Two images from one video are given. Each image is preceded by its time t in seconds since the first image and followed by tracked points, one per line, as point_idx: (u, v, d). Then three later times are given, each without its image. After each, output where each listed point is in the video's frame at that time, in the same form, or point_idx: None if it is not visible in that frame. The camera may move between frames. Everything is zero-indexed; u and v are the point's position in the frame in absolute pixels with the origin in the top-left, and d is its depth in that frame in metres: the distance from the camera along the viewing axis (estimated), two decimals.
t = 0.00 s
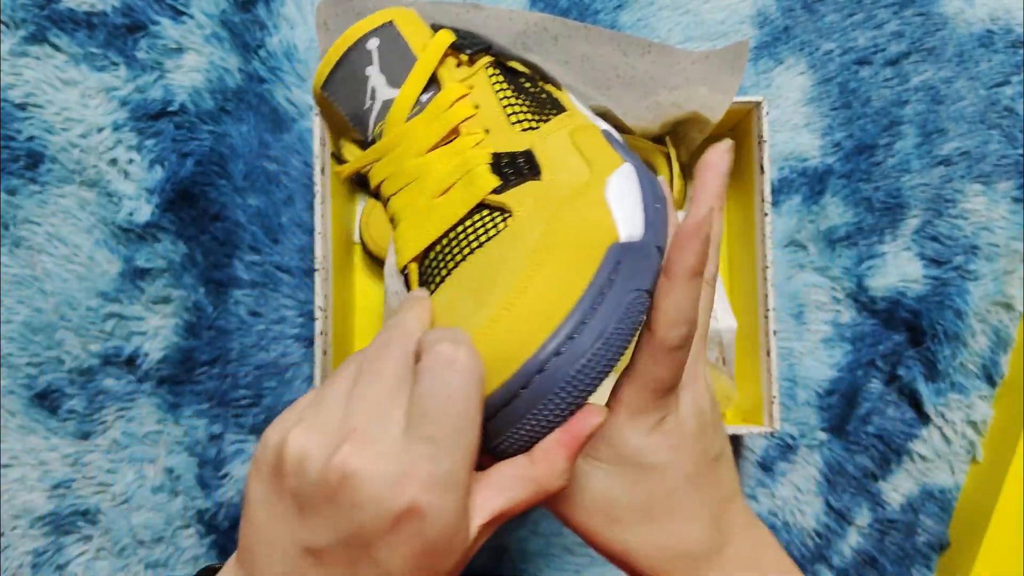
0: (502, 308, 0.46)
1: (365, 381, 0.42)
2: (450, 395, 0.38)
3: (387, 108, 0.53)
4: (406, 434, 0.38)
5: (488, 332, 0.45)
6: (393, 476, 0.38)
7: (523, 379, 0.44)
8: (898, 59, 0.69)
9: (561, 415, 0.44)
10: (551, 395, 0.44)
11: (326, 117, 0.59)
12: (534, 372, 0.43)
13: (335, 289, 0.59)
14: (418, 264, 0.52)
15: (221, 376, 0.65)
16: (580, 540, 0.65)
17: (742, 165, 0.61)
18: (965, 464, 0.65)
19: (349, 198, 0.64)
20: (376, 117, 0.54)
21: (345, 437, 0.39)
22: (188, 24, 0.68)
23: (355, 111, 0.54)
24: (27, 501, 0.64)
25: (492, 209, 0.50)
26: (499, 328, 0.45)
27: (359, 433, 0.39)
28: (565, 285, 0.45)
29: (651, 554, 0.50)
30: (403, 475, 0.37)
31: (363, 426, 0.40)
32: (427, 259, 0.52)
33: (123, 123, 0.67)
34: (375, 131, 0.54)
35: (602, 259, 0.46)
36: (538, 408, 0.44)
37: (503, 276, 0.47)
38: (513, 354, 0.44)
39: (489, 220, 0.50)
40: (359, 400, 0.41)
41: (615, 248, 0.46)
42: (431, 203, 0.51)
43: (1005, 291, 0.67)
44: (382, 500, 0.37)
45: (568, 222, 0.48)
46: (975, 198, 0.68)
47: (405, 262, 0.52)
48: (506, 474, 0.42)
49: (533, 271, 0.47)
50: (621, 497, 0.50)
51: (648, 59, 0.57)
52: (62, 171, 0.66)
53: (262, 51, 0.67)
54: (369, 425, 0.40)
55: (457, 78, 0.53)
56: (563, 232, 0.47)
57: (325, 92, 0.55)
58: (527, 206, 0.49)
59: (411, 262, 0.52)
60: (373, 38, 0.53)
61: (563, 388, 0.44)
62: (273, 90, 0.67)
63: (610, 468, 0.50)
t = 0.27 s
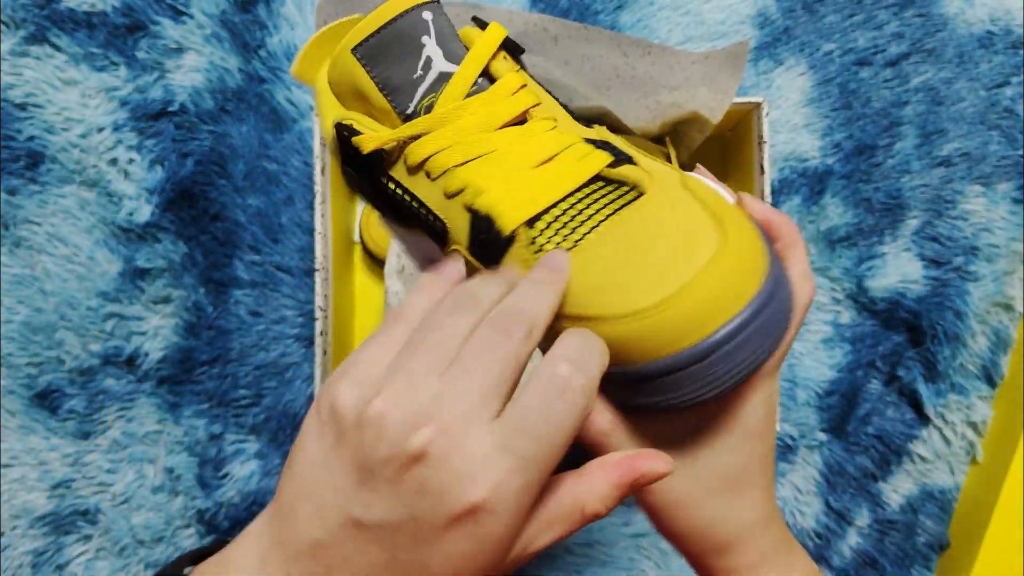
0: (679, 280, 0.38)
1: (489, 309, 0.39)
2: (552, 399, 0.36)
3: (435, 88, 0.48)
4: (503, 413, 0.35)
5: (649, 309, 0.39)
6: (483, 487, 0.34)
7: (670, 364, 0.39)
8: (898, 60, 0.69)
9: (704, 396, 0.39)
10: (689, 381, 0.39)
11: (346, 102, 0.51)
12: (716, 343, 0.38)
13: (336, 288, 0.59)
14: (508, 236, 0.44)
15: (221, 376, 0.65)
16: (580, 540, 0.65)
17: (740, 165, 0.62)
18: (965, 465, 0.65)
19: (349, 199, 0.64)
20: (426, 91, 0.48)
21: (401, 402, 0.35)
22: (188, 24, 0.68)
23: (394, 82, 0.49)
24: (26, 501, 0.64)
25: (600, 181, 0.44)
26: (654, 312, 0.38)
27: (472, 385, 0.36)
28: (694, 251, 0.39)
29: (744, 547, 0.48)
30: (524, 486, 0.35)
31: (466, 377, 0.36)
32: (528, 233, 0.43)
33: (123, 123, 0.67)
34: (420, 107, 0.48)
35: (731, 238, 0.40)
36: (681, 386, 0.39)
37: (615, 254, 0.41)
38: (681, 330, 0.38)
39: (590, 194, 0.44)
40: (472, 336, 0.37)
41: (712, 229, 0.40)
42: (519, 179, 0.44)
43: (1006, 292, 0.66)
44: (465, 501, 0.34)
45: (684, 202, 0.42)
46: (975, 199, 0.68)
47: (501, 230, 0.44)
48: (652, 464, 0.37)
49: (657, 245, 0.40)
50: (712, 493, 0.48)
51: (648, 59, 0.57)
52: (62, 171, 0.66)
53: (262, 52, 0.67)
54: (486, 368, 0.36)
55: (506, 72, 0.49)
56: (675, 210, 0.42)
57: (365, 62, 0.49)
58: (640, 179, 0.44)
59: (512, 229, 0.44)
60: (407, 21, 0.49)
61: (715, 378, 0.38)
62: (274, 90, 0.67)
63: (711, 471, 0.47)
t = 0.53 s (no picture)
0: (819, 282, 0.37)
1: (111, 219, 0.38)
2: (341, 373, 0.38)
3: (469, 146, 0.41)
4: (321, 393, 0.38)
5: (750, 320, 0.37)
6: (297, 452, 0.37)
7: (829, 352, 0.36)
8: (898, 59, 0.69)
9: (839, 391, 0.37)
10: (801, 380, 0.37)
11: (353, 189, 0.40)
12: (857, 340, 0.36)
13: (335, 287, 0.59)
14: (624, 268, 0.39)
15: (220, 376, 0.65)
16: (580, 540, 0.65)
17: (739, 164, 0.62)
18: (965, 465, 0.65)
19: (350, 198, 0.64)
20: (461, 153, 0.41)
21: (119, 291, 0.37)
22: (187, 23, 0.68)
23: (423, 151, 0.40)
24: (26, 501, 0.64)
25: (674, 215, 0.41)
26: (825, 302, 0.36)
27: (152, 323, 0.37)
28: (797, 243, 0.38)
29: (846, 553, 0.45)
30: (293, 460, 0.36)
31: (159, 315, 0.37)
32: (651, 266, 0.39)
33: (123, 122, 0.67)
34: (459, 174, 0.40)
35: (843, 235, 0.39)
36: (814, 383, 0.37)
37: (738, 267, 0.38)
38: (828, 327, 0.36)
39: (692, 224, 0.40)
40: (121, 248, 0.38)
41: (820, 229, 0.39)
42: (598, 220, 0.40)
43: (1006, 291, 0.67)
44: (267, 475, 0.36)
45: (772, 217, 0.40)
46: (975, 198, 0.68)
47: (630, 265, 0.38)
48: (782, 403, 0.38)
49: (776, 246, 0.38)
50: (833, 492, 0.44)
51: (648, 58, 0.56)
52: (61, 171, 0.66)
53: (261, 51, 0.67)
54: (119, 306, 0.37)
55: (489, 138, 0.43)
56: (768, 224, 0.40)
57: (390, 131, 0.39)
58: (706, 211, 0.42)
59: (626, 254, 0.38)
60: (409, 89, 0.40)
61: (861, 355, 0.37)
62: (273, 89, 0.67)
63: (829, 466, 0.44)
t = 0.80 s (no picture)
0: (833, 273, 0.42)
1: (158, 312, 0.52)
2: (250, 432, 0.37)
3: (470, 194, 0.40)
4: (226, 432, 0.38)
5: (787, 316, 0.41)
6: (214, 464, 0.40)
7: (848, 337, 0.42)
8: (898, 59, 0.69)
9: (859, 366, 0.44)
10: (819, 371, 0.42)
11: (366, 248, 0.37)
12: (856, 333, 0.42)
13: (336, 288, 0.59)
14: (654, 286, 0.40)
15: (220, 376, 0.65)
16: (580, 540, 0.65)
17: (739, 164, 0.62)
18: (965, 465, 0.65)
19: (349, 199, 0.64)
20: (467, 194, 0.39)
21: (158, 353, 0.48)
22: (187, 24, 0.68)
23: (437, 195, 0.38)
24: (26, 501, 0.64)
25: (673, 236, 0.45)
26: (827, 298, 0.41)
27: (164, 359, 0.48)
28: (804, 246, 0.43)
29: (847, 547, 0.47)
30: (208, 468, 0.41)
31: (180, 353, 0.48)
32: (682, 282, 0.41)
33: (123, 122, 0.66)
34: (471, 217, 0.39)
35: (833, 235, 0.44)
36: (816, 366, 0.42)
37: (760, 275, 0.42)
38: (837, 318, 0.41)
39: (705, 246, 0.43)
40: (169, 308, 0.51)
41: (830, 237, 0.44)
42: (628, 247, 0.42)
43: (1006, 292, 0.66)
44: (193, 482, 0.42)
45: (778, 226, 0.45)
46: (976, 198, 0.68)
47: (659, 282, 0.40)
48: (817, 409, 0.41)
49: (789, 250, 0.43)
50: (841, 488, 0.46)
51: (648, 58, 0.56)
52: (61, 171, 0.66)
53: (261, 51, 0.67)
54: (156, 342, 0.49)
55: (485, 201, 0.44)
56: (779, 231, 0.45)
57: (403, 174, 0.37)
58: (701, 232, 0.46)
59: (651, 273, 0.40)
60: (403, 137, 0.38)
61: (866, 341, 0.43)
62: (273, 89, 0.67)
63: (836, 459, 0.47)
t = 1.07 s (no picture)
0: (854, 243, 0.46)
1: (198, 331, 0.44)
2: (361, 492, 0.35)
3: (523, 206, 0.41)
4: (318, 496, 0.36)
5: (825, 293, 0.45)
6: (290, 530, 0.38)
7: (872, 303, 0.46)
8: (898, 59, 0.69)
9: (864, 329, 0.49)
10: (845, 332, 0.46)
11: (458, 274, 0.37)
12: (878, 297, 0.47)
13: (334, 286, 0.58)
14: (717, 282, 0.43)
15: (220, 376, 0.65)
16: (580, 540, 0.65)
17: (739, 164, 0.62)
18: (965, 464, 0.65)
19: (348, 198, 0.64)
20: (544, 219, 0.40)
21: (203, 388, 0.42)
22: (187, 23, 0.67)
23: (524, 227, 0.37)
24: (26, 501, 0.64)
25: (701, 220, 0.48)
26: (855, 276, 0.45)
27: (199, 405, 0.42)
28: (819, 219, 0.48)
29: (852, 510, 0.50)
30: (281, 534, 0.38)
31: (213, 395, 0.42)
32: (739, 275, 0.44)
33: (123, 122, 0.66)
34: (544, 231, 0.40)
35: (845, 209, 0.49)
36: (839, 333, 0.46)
37: (793, 251, 0.46)
38: (863, 281, 0.46)
39: (737, 230, 0.46)
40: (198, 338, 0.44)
41: (838, 210, 0.49)
42: (683, 246, 0.44)
43: (1006, 291, 0.66)
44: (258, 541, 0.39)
45: (791, 200, 0.49)
46: (976, 198, 0.68)
47: (727, 281, 0.43)
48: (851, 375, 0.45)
49: (806, 222, 0.47)
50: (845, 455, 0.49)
51: (648, 58, 0.56)
52: (61, 171, 0.66)
53: (261, 51, 0.67)
54: (184, 381, 0.43)
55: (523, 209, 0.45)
56: (791, 206, 0.49)
57: (502, 212, 0.36)
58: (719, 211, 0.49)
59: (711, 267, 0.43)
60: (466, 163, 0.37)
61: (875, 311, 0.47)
62: (273, 89, 0.67)
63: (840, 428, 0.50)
